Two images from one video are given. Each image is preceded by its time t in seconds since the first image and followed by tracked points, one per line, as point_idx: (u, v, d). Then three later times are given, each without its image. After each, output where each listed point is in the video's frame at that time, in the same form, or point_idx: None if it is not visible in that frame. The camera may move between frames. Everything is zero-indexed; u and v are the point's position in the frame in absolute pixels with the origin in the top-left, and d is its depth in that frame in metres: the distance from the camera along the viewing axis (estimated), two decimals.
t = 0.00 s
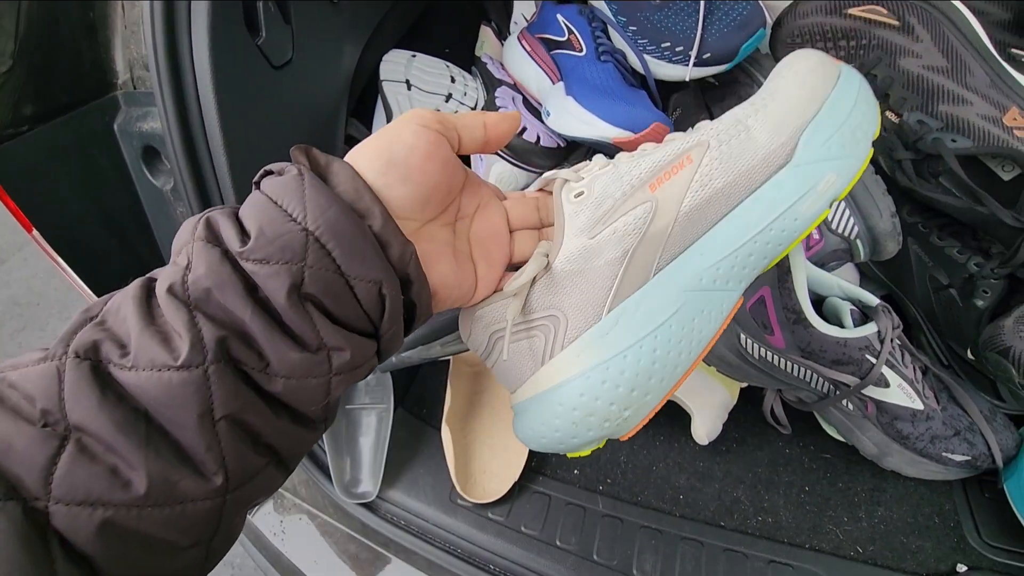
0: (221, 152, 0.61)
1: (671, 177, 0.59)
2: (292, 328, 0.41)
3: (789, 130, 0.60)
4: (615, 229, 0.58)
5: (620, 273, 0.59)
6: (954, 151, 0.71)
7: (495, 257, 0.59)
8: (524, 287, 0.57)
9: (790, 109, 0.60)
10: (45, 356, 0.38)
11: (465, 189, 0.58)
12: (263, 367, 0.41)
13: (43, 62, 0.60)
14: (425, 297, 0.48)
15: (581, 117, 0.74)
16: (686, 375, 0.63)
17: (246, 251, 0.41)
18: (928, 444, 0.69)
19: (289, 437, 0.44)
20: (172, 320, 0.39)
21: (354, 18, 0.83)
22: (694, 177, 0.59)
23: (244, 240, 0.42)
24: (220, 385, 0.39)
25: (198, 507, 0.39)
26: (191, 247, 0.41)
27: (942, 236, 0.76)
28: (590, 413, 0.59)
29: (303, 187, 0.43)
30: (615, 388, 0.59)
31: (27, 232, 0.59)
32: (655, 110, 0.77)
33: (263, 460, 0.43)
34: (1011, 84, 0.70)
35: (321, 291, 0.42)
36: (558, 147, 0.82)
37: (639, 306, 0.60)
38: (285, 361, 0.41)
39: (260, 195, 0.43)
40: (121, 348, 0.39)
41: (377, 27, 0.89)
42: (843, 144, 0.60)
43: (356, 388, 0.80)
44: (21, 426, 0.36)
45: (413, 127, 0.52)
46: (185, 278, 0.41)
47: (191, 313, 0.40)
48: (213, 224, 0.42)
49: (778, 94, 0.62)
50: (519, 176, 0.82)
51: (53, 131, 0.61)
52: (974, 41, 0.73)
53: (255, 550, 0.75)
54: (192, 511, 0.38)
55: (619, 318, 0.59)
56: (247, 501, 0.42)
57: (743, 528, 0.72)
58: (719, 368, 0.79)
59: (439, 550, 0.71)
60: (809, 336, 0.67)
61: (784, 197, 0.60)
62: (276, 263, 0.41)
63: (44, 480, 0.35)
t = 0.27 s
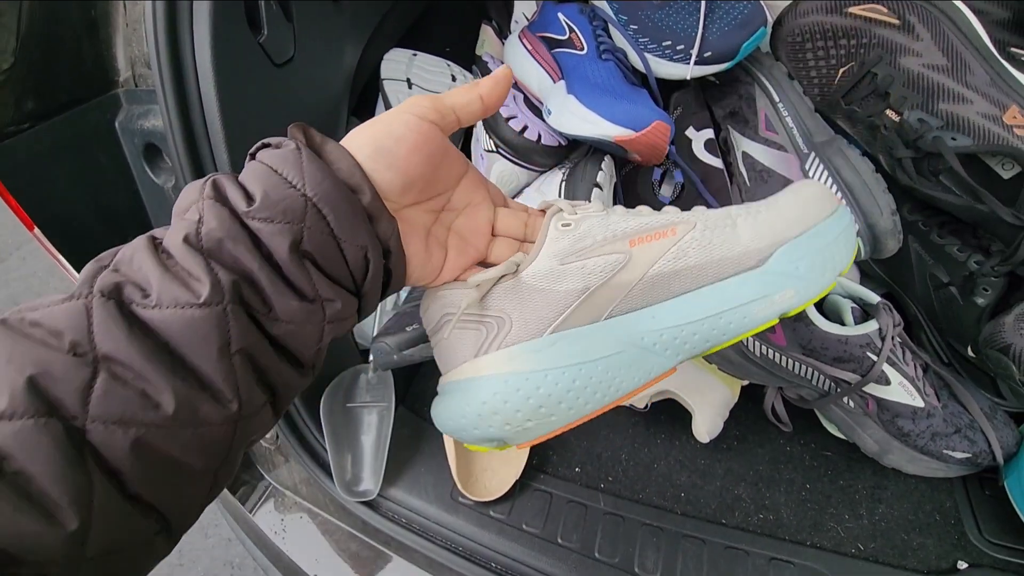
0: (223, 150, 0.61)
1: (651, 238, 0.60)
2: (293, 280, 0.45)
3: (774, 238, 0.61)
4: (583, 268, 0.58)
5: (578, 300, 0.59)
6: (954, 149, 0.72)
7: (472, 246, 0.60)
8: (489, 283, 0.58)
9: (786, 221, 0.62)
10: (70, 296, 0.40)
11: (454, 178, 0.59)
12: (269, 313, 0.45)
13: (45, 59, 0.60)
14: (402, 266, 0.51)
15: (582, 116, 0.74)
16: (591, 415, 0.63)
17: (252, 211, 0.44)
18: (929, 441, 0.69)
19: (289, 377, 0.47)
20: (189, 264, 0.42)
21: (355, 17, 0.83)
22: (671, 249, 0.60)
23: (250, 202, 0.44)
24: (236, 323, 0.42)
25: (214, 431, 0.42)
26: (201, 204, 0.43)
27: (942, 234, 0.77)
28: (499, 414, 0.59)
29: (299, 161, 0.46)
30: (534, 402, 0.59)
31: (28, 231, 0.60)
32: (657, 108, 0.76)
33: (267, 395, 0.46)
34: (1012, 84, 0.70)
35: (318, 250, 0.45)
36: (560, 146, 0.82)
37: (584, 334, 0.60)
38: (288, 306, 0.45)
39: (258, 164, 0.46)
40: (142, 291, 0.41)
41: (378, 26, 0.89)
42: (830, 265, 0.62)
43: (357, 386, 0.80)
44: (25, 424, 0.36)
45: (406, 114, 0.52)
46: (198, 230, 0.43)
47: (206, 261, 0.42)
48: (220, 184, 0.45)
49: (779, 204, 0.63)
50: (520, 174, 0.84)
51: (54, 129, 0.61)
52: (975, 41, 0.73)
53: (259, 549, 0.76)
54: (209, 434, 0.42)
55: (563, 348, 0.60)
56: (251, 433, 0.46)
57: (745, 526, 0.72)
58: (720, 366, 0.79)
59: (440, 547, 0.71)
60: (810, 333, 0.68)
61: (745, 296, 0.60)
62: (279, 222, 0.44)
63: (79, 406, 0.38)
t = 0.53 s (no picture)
0: (224, 149, 0.61)
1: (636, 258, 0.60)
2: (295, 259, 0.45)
3: (759, 275, 0.61)
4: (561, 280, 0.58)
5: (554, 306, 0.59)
6: (953, 149, 0.71)
7: (458, 241, 0.61)
8: (469, 279, 0.58)
9: (775, 260, 0.62)
10: (83, 262, 0.40)
11: (448, 173, 0.59)
12: (274, 290, 0.45)
13: (46, 58, 0.60)
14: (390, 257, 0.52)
15: (582, 115, 0.74)
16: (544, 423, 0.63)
17: (258, 192, 0.44)
18: (929, 441, 0.69)
19: (289, 353, 0.48)
20: (201, 236, 0.42)
21: (355, 16, 0.84)
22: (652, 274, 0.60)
23: (256, 183, 0.45)
24: (245, 295, 0.43)
25: (219, 397, 0.42)
26: (210, 181, 0.44)
27: (941, 233, 0.77)
28: (456, 405, 0.59)
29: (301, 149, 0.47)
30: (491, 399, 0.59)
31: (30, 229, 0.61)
32: (656, 108, 0.76)
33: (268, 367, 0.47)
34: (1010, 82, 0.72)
35: (318, 233, 0.46)
36: (560, 145, 0.83)
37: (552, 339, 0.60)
38: (290, 284, 0.45)
39: (260, 149, 0.47)
40: (156, 260, 0.42)
41: (378, 26, 0.89)
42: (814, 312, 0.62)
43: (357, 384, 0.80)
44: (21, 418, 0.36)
45: (404, 110, 0.53)
46: (209, 205, 0.43)
47: (217, 234, 0.43)
48: (227, 164, 0.45)
49: (772, 244, 0.63)
50: (522, 174, 0.84)
51: (54, 127, 0.61)
52: (975, 40, 0.74)
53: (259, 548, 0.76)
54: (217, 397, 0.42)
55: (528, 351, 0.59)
56: (250, 404, 0.46)
57: (744, 525, 0.72)
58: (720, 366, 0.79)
59: (439, 546, 0.71)
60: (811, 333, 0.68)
61: (715, 330, 0.61)
62: (283, 205, 0.45)
63: (93, 368, 0.38)
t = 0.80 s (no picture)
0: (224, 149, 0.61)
1: (634, 245, 0.60)
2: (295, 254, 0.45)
3: (759, 259, 0.61)
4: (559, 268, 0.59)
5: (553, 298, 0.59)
6: (954, 149, 0.71)
7: (455, 236, 0.61)
8: (467, 272, 0.58)
9: (774, 244, 0.61)
10: (82, 260, 0.40)
11: (447, 168, 0.59)
12: (274, 286, 0.45)
13: (47, 58, 0.60)
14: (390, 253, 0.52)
15: (583, 115, 0.74)
16: (547, 412, 0.63)
17: (257, 188, 0.44)
18: (929, 441, 0.69)
19: (288, 350, 0.47)
20: (200, 231, 0.42)
21: (355, 16, 0.83)
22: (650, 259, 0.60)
23: (255, 179, 0.45)
24: (245, 292, 0.43)
25: (220, 392, 0.42)
26: (208, 177, 0.44)
27: (942, 234, 0.77)
28: (457, 397, 0.59)
29: (299, 145, 0.47)
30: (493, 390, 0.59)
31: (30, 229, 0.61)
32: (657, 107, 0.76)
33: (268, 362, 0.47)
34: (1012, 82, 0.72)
35: (318, 228, 0.46)
36: (560, 145, 0.82)
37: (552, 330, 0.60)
38: (290, 280, 0.45)
39: (257, 145, 0.47)
40: (155, 258, 0.42)
41: (378, 26, 0.89)
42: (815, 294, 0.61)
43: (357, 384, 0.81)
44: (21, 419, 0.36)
45: (402, 105, 0.53)
46: (207, 202, 0.43)
47: (216, 231, 0.43)
48: (225, 160, 0.45)
49: (770, 228, 0.63)
50: (521, 174, 0.84)
51: (54, 127, 0.61)
52: (976, 41, 0.74)
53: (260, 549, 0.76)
54: (218, 391, 0.42)
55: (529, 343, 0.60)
56: (252, 399, 0.45)
57: (745, 526, 0.72)
58: (720, 366, 0.79)
59: (439, 547, 0.71)
60: (811, 333, 0.68)
61: (716, 314, 0.60)
62: (282, 200, 0.45)
63: (92, 366, 0.38)
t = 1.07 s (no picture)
0: (226, 150, 0.61)
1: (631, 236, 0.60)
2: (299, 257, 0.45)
3: (759, 245, 0.60)
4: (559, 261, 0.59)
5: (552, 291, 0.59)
6: (955, 149, 0.71)
7: (456, 237, 0.61)
8: (467, 269, 0.58)
9: (774, 230, 0.61)
10: (89, 265, 0.40)
11: (448, 169, 0.60)
12: (279, 288, 0.45)
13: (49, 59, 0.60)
14: (394, 253, 0.52)
15: (583, 115, 0.75)
16: (550, 406, 0.62)
17: (262, 190, 0.45)
18: (930, 441, 0.69)
19: (293, 351, 0.47)
20: (205, 234, 0.42)
21: (357, 16, 0.83)
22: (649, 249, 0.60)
23: (259, 182, 0.45)
24: (251, 294, 0.43)
25: (226, 395, 0.42)
26: (213, 181, 0.44)
27: (943, 234, 0.77)
28: (459, 392, 0.59)
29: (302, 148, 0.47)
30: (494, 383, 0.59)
31: (32, 229, 0.61)
32: (658, 108, 0.76)
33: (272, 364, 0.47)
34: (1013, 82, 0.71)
35: (322, 229, 0.46)
36: (561, 145, 0.83)
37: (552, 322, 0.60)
38: (296, 280, 0.45)
39: (259, 149, 0.47)
40: (160, 261, 0.42)
41: (379, 26, 0.89)
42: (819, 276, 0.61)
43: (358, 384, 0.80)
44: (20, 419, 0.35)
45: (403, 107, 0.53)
46: (212, 206, 0.44)
47: (221, 234, 0.43)
48: (229, 164, 0.46)
49: (769, 215, 0.62)
50: (523, 175, 0.84)
51: (57, 126, 0.61)
52: (977, 41, 0.74)
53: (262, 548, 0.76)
54: (224, 391, 0.42)
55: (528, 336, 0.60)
56: (259, 401, 0.46)
57: (745, 525, 0.73)
58: (720, 365, 0.80)
59: (440, 546, 0.71)
60: (812, 333, 0.68)
61: (717, 302, 0.60)
62: (286, 203, 0.45)
63: (100, 369, 0.38)
